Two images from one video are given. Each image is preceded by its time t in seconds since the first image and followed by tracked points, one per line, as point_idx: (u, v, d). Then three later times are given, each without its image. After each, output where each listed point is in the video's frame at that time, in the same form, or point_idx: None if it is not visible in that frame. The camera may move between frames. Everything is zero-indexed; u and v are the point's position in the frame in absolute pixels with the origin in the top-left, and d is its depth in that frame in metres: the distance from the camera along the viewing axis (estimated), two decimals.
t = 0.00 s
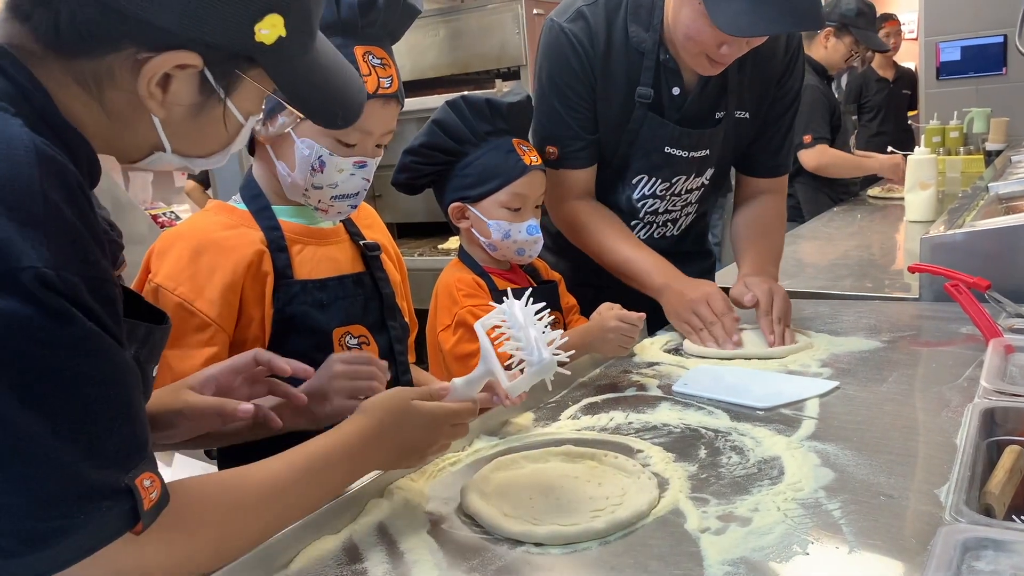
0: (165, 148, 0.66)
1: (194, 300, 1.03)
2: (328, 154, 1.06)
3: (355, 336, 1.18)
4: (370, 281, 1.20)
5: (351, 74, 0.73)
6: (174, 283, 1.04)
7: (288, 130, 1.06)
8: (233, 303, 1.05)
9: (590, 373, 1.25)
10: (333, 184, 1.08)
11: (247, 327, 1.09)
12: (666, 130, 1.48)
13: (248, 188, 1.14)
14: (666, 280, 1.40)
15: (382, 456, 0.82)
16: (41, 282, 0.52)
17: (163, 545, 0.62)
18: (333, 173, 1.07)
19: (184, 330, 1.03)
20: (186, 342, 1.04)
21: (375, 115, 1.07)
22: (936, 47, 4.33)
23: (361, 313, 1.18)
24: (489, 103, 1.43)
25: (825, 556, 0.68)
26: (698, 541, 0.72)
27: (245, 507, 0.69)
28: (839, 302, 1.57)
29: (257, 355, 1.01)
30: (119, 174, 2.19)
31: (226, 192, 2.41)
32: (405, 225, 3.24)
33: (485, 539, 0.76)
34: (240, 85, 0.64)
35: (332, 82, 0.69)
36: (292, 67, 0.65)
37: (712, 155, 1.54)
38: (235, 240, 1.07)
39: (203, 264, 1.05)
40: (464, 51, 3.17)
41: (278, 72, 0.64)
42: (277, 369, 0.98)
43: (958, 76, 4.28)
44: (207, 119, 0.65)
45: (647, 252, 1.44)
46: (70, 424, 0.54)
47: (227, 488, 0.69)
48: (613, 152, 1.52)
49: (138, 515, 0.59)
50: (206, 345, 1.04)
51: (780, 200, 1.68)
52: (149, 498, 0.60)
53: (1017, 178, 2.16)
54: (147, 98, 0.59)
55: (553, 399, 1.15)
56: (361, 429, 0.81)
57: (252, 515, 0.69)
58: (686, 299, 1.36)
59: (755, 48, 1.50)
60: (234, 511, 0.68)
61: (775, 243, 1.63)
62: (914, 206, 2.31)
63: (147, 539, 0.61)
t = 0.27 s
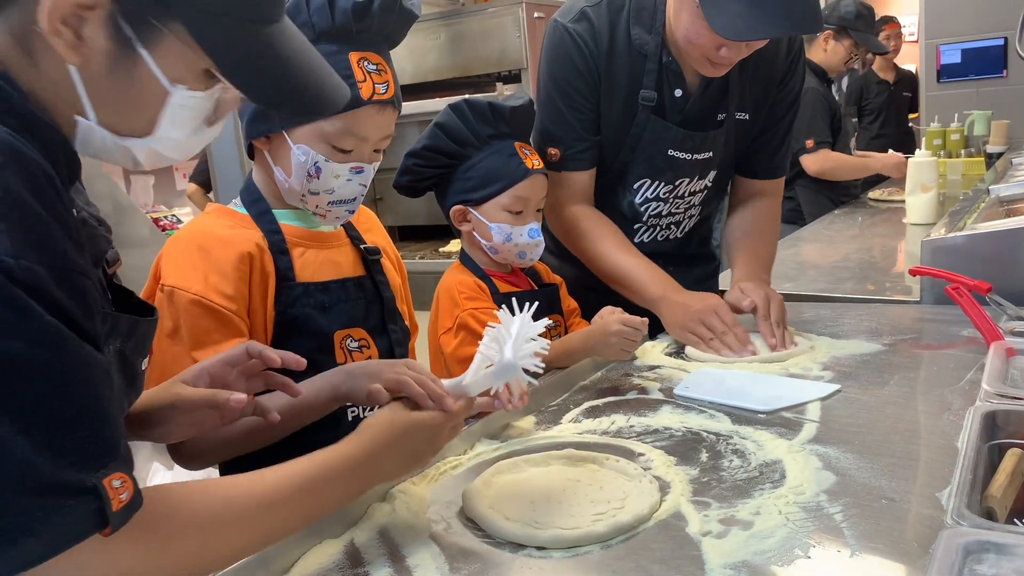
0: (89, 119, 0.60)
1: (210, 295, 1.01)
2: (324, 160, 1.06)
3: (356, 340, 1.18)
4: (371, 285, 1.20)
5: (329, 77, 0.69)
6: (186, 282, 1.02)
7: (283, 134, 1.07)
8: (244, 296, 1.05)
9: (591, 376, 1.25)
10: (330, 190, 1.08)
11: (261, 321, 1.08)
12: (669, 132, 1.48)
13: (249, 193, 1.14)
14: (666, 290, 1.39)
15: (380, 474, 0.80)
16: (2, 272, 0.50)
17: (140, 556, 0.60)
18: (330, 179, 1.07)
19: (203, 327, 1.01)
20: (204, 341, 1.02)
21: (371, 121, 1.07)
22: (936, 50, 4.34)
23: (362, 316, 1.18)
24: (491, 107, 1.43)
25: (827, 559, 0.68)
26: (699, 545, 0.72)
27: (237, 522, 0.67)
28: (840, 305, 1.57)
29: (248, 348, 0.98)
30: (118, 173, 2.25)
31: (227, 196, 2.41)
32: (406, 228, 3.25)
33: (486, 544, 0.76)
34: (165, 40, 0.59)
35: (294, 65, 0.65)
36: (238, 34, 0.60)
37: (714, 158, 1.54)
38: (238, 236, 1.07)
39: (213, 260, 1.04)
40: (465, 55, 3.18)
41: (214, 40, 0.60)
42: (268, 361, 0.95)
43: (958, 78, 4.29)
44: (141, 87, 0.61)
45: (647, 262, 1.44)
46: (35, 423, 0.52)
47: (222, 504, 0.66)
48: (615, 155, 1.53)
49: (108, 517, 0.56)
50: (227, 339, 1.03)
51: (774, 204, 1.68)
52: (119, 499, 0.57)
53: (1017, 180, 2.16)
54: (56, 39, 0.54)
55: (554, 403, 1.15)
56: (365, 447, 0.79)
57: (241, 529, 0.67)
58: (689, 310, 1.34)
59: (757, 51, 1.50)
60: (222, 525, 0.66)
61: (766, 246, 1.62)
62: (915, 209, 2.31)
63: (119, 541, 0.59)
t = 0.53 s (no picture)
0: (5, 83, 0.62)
1: (210, 299, 1.01)
2: (328, 162, 1.06)
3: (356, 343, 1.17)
4: (371, 289, 1.20)
5: (279, 49, 0.66)
6: (185, 286, 1.01)
7: (287, 135, 1.07)
8: (243, 300, 1.05)
9: (592, 379, 1.25)
10: (333, 193, 1.07)
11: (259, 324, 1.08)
12: (669, 134, 1.48)
13: (249, 195, 1.14)
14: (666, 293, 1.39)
15: (362, 491, 0.78)
16: None
17: (95, 553, 0.60)
18: (334, 180, 1.07)
19: (201, 332, 1.00)
20: (202, 346, 1.01)
21: (374, 123, 1.08)
22: (937, 53, 4.35)
23: (362, 320, 1.18)
24: (493, 109, 1.44)
25: (828, 562, 0.68)
26: (700, 548, 0.72)
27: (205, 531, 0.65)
28: (842, 308, 1.57)
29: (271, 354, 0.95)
30: (119, 176, 2.25)
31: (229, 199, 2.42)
32: (407, 231, 3.25)
33: (487, 547, 0.76)
34: None
35: (226, 42, 0.63)
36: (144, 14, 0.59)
37: (714, 160, 1.54)
38: (237, 240, 1.06)
39: (212, 264, 1.03)
40: (466, 58, 3.19)
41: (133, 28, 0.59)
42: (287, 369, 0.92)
43: (959, 81, 4.29)
44: (50, 47, 0.62)
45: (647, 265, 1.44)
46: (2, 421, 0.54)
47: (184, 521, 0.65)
48: (615, 157, 1.53)
49: (54, 517, 0.56)
50: (225, 344, 1.02)
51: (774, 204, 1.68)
52: (66, 497, 0.57)
53: (1019, 183, 2.16)
54: None
55: (555, 406, 1.15)
56: (350, 464, 0.78)
57: (208, 537, 0.66)
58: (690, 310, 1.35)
59: (757, 53, 1.50)
60: (189, 532, 0.65)
61: (764, 245, 1.63)
62: (917, 212, 2.30)
63: (76, 534, 0.59)
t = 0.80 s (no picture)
0: None
1: (209, 302, 1.00)
2: (337, 163, 1.06)
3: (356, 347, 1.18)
4: (372, 291, 1.21)
5: (236, 17, 0.66)
6: (183, 287, 1.01)
7: (295, 136, 1.06)
8: (240, 303, 1.04)
9: (594, 380, 1.25)
10: (341, 194, 1.07)
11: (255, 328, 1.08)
12: (672, 135, 1.48)
13: (251, 196, 1.13)
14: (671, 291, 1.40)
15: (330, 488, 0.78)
16: None
17: (64, 559, 0.61)
18: (341, 182, 1.07)
19: (197, 334, 1.00)
20: (197, 348, 1.01)
21: (383, 124, 1.07)
22: (940, 55, 4.35)
23: (362, 322, 1.18)
24: (494, 110, 1.43)
25: (830, 564, 0.68)
26: (702, 549, 0.72)
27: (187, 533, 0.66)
28: (844, 309, 1.57)
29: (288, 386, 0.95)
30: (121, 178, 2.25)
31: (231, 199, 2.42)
32: (409, 233, 3.25)
33: (490, 549, 0.76)
34: None
35: (178, 13, 0.63)
36: None
37: (718, 161, 1.54)
38: (238, 243, 1.06)
39: (212, 266, 1.03)
40: (469, 60, 3.19)
41: (84, 3, 0.60)
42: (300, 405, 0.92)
43: (962, 83, 4.29)
44: None
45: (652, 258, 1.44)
46: None
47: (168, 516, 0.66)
48: (618, 159, 1.53)
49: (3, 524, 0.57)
50: (220, 346, 1.02)
51: (783, 208, 1.67)
52: (18, 503, 0.57)
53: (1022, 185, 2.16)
54: None
55: (557, 407, 1.15)
56: (319, 460, 0.78)
57: (185, 538, 0.66)
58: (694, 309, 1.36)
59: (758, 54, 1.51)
60: (158, 533, 0.65)
61: (778, 250, 1.62)
62: (919, 213, 2.30)
63: (33, 539, 0.59)
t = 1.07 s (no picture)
0: None
1: (217, 298, 0.97)
2: (349, 162, 1.06)
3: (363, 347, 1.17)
4: (380, 292, 1.20)
5: None
6: (190, 279, 0.97)
7: (306, 134, 1.06)
8: (248, 300, 1.01)
9: (599, 383, 1.25)
10: (351, 192, 1.08)
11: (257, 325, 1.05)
12: (678, 139, 1.48)
13: (259, 193, 1.12)
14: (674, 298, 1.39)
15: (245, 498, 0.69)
16: None
17: None
18: (352, 180, 1.07)
19: (202, 328, 0.97)
20: (201, 342, 0.98)
21: (395, 123, 1.07)
22: (946, 58, 4.35)
23: (369, 322, 1.18)
24: (491, 113, 1.43)
25: (834, 567, 0.68)
26: (707, 552, 0.72)
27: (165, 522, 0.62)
28: (849, 312, 1.57)
29: (280, 390, 0.96)
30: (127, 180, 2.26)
31: (236, 200, 2.42)
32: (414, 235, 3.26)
33: (495, 551, 0.76)
34: None
35: None
36: None
37: (723, 164, 1.54)
38: (248, 240, 1.04)
39: (221, 262, 1.00)
40: (474, 63, 3.20)
41: None
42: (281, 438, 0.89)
43: (968, 86, 4.30)
44: None
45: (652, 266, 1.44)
46: None
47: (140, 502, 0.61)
48: (624, 162, 1.53)
49: None
50: (224, 342, 0.99)
51: (779, 210, 1.67)
52: None
53: None
54: None
55: (561, 410, 1.15)
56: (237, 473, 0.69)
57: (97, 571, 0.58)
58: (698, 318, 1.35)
59: (762, 56, 1.51)
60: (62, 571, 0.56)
61: (774, 252, 1.62)
62: (924, 217, 2.30)
63: None
